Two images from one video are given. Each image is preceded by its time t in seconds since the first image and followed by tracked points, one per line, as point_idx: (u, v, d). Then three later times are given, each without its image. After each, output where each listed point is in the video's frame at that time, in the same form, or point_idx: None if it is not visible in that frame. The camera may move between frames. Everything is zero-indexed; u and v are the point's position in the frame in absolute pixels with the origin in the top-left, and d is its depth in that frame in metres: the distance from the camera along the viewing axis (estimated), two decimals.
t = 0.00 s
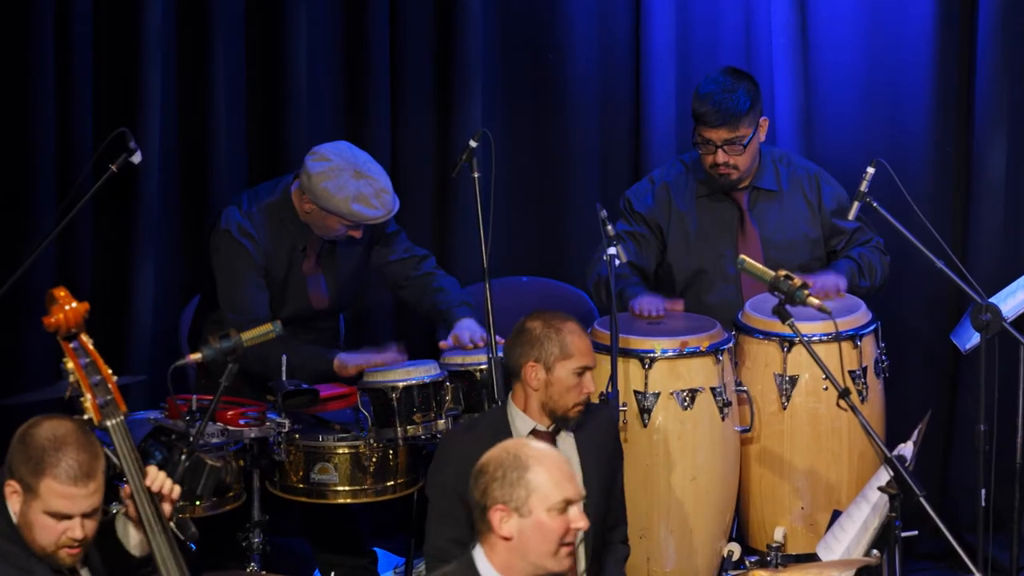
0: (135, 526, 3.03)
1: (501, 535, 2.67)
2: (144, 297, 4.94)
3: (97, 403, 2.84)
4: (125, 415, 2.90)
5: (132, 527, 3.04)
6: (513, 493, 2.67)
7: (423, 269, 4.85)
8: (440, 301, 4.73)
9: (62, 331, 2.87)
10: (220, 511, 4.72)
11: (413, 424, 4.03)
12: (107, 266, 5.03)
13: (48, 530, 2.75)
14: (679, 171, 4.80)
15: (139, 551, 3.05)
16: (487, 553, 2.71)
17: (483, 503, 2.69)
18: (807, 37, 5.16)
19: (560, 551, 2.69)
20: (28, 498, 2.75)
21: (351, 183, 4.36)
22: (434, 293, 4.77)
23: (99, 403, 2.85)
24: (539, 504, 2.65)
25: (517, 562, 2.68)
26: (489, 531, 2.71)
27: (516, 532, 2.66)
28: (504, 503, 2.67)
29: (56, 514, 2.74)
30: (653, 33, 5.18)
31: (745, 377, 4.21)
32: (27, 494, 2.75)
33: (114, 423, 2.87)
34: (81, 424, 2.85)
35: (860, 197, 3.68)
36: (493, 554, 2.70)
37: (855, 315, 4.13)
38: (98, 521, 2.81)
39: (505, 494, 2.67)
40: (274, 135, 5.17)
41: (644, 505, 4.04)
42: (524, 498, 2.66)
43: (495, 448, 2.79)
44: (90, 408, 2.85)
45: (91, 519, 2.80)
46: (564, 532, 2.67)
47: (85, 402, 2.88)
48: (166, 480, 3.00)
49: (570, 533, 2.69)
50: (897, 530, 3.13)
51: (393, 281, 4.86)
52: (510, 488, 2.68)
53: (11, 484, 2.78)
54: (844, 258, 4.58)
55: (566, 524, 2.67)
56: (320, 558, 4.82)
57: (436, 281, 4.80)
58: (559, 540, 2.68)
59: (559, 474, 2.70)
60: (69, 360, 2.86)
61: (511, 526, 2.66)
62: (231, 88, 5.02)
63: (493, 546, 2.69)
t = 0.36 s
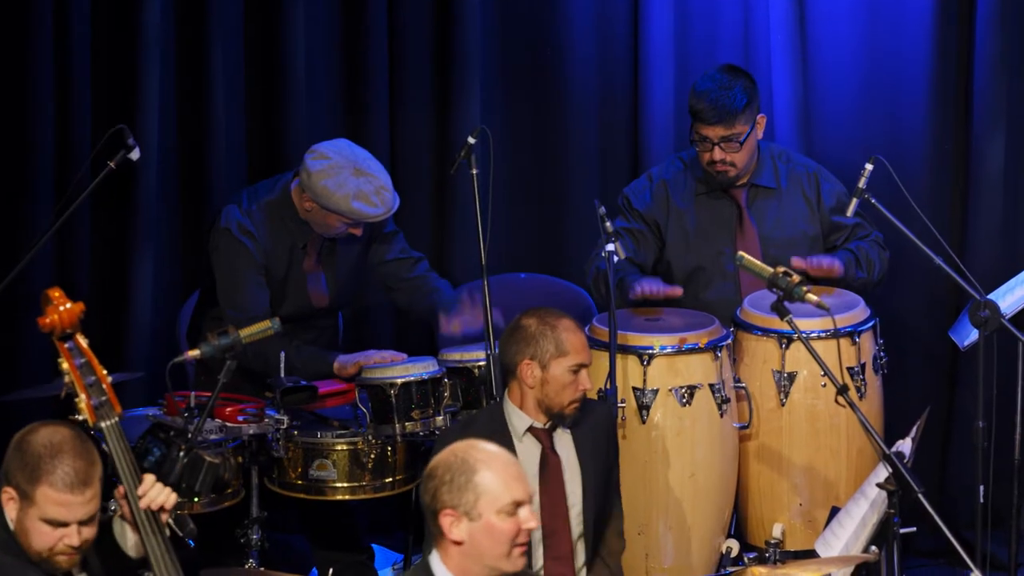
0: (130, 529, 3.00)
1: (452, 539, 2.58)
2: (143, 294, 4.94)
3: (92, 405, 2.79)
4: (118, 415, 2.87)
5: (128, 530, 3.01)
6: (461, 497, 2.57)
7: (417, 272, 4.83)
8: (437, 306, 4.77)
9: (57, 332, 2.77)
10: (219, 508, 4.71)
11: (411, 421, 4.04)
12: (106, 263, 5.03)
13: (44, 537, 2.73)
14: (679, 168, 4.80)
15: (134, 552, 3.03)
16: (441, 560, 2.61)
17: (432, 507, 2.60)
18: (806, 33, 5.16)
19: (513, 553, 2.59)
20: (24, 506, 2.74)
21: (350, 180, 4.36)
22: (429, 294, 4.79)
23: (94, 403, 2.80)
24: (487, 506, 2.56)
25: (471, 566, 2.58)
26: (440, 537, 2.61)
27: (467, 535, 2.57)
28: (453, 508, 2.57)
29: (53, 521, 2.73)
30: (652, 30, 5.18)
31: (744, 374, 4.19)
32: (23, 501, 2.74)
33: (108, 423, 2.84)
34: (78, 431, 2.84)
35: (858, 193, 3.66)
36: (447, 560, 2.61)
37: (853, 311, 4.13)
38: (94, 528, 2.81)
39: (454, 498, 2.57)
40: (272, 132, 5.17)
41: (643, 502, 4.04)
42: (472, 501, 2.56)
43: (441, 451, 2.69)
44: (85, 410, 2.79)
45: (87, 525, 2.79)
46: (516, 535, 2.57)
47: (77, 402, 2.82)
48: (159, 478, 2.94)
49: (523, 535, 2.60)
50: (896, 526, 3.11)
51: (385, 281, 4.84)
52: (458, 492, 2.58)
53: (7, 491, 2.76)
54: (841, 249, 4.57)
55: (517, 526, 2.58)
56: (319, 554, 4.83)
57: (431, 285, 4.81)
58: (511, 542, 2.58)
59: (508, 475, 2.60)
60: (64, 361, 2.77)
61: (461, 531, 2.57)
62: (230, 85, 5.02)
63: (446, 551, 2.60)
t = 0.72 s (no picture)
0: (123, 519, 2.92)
1: (418, 544, 2.55)
2: (142, 285, 4.94)
3: (91, 399, 2.72)
4: (119, 410, 2.80)
5: (119, 517, 2.93)
6: (426, 502, 2.53)
7: (411, 264, 4.85)
8: (433, 301, 4.77)
9: (58, 325, 2.76)
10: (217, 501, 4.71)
11: (409, 413, 4.04)
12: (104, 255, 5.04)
13: (30, 544, 2.67)
14: (679, 158, 4.80)
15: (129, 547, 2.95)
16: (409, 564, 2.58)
17: (399, 512, 2.57)
18: (805, 26, 5.16)
19: (481, 556, 2.55)
20: (7, 513, 2.67)
21: (346, 165, 4.36)
22: (425, 289, 4.80)
23: (94, 399, 2.73)
24: (453, 511, 2.52)
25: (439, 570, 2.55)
26: (407, 542, 2.58)
27: (432, 540, 2.53)
28: (418, 513, 2.54)
29: (36, 530, 2.66)
30: (650, 22, 5.17)
31: (742, 365, 4.19)
32: (5, 509, 2.67)
33: (108, 419, 2.77)
34: (63, 435, 2.76)
35: (857, 185, 3.65)
36: (415, 564, 2.57)
37: (851, 304, 4.13)
38: (81, 534, 2.74)
39: (419, 503, 2.54)
40: (271, 123, 5.16)
41: (643, 495, 4.03)
42: (437, 506, 2.52)
43: (407, 455, 2.64)
44: (84, 405, 2.72)
45: (74, 532, 2.72)
46: (483, 540, 2.53)
47: (77, 398, 2.75)
48: (161, 489, 2.82)
49: (490, 539, 2.55)
50: (893, 519, 3.13)
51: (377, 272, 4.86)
52: (424, 497, 2.54)
53: None
54: (840, 246, 4.58)
55: (484, 530, 2.54)
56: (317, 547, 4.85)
57: (424, 279, 4.82)
58: (477, 547, 2.54)
59: (474, 479, 2.56)
60: (64, 355, 2.73)
61: (427, 535, 2.54)
62: (229, 76, 5.01)
63: (413, 555, 2.57)
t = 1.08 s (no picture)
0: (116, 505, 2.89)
1: (396, 549, 2.55)
2: (139, 277, 4.92)
3: (89, 394, 2.73)
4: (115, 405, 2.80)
5: (112, 504, 2.90)
6: (403, 509, 2.53)
7: (410, 252, 4.86)
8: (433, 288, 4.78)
9: (53, 320, 2.71)
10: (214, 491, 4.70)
11: (407, 404, 4.04)
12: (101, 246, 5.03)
13: (12, 568, 2.65)
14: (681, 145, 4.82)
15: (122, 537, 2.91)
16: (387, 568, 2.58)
17: (376, 518, 2.56)
18: (802, 15, 5.11)
19: (459, 559, 2.56)
20: None
21: (340, 156, 4.35)
22: (422, 278, 4.81)
23: (91, 394, 2.73)
24: (430, 517, 2.52)
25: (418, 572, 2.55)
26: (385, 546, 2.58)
27: (411, 545, 2.54)
28: (396, 520, 2.54)
29: (18, 553, 2.64)
30: (647, 12, 5.15)
31: (740, 356, 4.19)
32: None
33: (106, 414, 2.77)
34: (37, 456, 2.74)
35: (856, 176, 3.64)
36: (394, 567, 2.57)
37: (849, 294, 4.13)
38: (62, 553, 2.73)
39: (396, 510, 2.53)
40: (268, 114, 5.15)
41: (641, 486, 4.04)
42: (415, 514, 2.52)
43: (381, 460, 2.63)
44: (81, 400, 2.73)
45: (55, 551, 2.71)
46: (460, 544, 2.54)
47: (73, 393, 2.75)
48: (159, 483, 2.81)
49: (467, 542, 2.56)
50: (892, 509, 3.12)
51: (376, 260, 4.87)
52: (401, 504, 2.53)
53: None
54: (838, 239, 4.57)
55: (462, 535, 2.54)
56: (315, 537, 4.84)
57: (423, 267, 4.83)
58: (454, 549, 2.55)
59: (449, 484, 2.56)
60: (59, 350, 2.71)
61: (405, 541, 2.54)
62: (226, 67, 5.00)
63: (391, 559, 2.57)
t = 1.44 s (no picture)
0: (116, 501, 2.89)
1: (381, 550, 2.56)
2: (135, 269, 4.92)
3: (87, 388, 2.71)
4: (114, 399, 2.78)
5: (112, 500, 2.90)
6: (387, 513, 2.52)
7: (405, 243, 4.86)
8: (432, 275, 4.77)
9: (52, 314, 2.70)
10: (211, 484, 4.70)
11: (403, 396, 4.05)
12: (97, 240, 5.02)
13: (16, 551, 2.62)
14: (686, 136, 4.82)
15: (123, 532, 2.91)
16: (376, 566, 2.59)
17: (362, 517, 2.57)
18: (798, 5, 5.12)
19: (443, 563, 2.56)
20: None
21: (331, 149, 4.35)
22: (420, 267, 4.81)
23: (88, 386, 2.72)
24: (413, 523, 2.51)
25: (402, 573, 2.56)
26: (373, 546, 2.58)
27: (394, 548, 2.54)
28: (381, 522, 2.53)
29: (21, 536, 2.61)
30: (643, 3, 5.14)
31: (736, 348, 4.19)
32: None
33: (103, 408, 2.75)
34: (38, 439, 2.72)
35: (851, 168, 3.63)
36: (381, 566, 2.58)
37: (845, 287, 4.13)
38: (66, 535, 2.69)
39: (380, 513, 2.53)
40: (264, 106, 5.14)
41: (637, 478, 4.03)
42: (398, 518, 2.51)
43: (372, 458, 2.62)
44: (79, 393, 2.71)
45: (59, 534, 2.68)
46: (444, 550, 2.53)
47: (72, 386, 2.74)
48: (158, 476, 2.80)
49: (452, 548, 2.55)
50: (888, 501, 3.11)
51: (372, 252, 4.86)
52: (385, 507, 2.53)
53: None
54: (835, 234, 4.57)
55: (444, 542, 2.53)
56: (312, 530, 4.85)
57: (420, 256, 4.83)
58: (438, 555, 2.55)
59: (437, 490, 2.54)
60: (59, 344, 2.70)
61: (389, 542, 2.54)
62: (222, 59, 4.99)
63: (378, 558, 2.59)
